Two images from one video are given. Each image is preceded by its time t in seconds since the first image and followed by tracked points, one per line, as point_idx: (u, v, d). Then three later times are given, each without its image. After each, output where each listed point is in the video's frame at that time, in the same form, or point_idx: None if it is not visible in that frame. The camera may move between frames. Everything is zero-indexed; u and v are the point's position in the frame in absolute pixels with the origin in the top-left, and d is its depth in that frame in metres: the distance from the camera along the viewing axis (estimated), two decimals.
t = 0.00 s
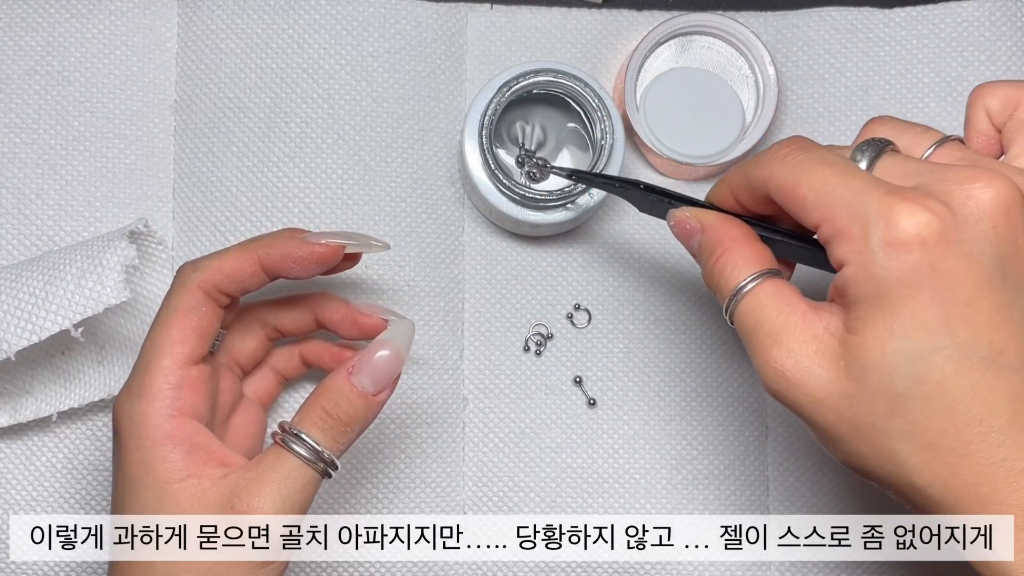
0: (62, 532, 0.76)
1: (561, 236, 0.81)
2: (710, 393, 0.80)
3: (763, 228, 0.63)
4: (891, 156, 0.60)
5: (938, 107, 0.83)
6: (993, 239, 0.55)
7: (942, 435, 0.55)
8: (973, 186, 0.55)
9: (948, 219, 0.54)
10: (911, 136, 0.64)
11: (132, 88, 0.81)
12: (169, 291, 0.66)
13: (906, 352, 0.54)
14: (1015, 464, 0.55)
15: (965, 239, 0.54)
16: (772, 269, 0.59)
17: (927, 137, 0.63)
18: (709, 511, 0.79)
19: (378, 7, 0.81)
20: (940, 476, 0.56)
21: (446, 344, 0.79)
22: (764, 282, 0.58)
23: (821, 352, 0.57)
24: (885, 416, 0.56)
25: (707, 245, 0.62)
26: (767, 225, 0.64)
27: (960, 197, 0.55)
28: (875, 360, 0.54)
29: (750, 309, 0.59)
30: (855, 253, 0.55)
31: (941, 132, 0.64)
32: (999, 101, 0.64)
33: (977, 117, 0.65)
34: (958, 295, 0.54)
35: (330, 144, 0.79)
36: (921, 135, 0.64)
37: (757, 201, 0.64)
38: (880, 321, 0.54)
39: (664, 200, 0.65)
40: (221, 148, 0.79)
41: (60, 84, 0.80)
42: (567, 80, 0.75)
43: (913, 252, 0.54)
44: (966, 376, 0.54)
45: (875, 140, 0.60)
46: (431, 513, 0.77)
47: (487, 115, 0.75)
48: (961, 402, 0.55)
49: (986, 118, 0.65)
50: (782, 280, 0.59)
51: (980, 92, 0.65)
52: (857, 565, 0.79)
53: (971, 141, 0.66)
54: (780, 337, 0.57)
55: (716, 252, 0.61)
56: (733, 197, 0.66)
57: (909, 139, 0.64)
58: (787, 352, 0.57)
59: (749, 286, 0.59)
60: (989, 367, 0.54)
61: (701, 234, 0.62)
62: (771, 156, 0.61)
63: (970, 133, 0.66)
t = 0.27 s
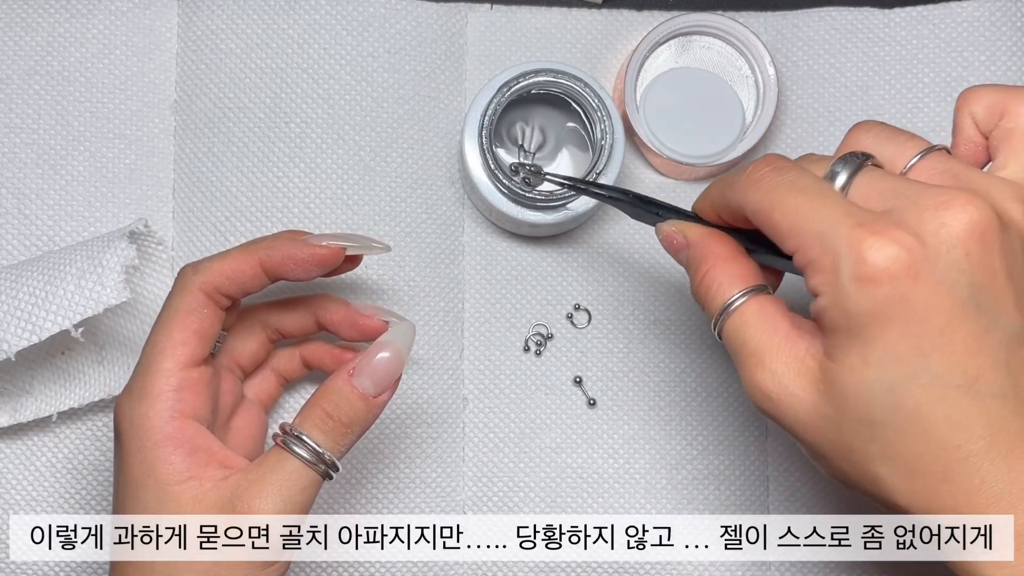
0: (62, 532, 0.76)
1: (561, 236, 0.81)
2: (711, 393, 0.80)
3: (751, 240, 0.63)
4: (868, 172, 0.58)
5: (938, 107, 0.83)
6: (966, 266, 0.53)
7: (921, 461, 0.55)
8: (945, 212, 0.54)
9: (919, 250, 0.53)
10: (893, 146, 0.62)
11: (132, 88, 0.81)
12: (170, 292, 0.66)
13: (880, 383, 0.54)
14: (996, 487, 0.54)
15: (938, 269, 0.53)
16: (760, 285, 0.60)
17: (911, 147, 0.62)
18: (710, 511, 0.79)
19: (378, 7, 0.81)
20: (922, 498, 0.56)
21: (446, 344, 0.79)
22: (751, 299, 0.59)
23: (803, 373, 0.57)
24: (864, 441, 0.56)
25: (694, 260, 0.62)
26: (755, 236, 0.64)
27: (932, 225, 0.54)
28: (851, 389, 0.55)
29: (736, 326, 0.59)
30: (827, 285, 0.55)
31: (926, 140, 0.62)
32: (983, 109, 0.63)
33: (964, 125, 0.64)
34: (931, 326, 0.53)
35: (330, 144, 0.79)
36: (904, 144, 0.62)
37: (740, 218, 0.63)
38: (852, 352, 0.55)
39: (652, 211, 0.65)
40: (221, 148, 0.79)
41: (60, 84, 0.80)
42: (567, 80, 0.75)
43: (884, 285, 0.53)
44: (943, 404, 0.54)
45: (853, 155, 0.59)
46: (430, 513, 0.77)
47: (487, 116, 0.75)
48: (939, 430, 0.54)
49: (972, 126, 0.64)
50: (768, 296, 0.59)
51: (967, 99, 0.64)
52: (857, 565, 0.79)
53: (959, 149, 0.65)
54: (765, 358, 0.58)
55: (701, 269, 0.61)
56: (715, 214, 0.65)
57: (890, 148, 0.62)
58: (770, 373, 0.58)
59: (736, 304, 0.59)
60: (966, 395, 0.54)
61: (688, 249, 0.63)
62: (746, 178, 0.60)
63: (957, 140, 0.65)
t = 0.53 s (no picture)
0: (62, 532, 0.76)
1: (560, 236, 0.81)
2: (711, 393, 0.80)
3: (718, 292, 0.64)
4: (798, 250, 0.54)
5: (938, 107, 0.83)
6: (887, 371, 0.51)
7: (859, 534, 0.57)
8: (866, 315, 0.51)
9: (834, 364, 0.51)
10: (830, 206, 0.57)
11: (132, 88, 0.81)
12: (171, 294, 0.66)
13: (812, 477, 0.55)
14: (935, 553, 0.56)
15: (854, 380, 0.51)
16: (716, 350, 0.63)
17: (854, 202, 0.56)
18: (710, 511, 0.79)
19: (378, 7, 0.81)
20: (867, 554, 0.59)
21: (446, 344, 0.79)
22: (703, 366, 0.63)
23: (752, 443, 0.60)
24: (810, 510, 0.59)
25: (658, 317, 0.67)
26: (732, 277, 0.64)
27: (845, 330, 0.51)
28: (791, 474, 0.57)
29: (693, 386, 0.64)
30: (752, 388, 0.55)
31: (869, 193, 0.56)
32: (920, 163, 0.57)
33: (903, 177, 0.58)
34: (851, 433, 0.52)
35: (331, 144, 0.79)
36: (841, 204, 0.56)
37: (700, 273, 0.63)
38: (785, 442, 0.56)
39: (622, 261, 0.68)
40: (221, 148, 0.79)
41: (60, 84, 0.80)
42: (567, 80, 0.75)
43: (798, 402, 0.52)
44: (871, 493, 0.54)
45: (781, 230, 0.55)
46: (431, 513, 0.77)
47: (487, 116, 0.75)
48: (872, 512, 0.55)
49: (915, 182, 0.58)
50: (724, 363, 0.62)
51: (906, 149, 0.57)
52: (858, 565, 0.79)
53: (903, 202, 0.59)
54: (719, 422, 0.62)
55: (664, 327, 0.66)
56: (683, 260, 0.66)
57: (828, 208, 0.57)
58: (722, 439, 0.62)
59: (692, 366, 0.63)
60: (893, 484, 0.54)
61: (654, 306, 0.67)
62: (681, 257, 0.58)
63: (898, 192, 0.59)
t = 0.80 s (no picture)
0: (62, 532, 0.76)
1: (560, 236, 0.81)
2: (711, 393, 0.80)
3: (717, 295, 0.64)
4: (798, 254, 0.54)
5: (938, 107, 0.83)
6: (881, 375, 0.51)
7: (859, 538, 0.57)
8: (863, 319, 0.51)
9: (831, 367, 0.51)
10: (830, 212, 0.56)
11: (132, 88, 0.81)
12: (171, 294, 0.66)
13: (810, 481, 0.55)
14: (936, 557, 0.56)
15: (852, 382, 0.51)
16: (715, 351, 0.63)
17: (858, 205, 0.56)
18: (710, 511, 0.79)
19: (378, 7, 0.81)
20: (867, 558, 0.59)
21: (446, 344, 0.79)
22: (700, 367, 0.63)
23: (750, 445, 0.60)
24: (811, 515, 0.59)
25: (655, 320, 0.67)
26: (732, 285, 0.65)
27: (842, 333, 0.52)
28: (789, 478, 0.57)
29: (690, 388, 0.64)
30: (749, 392, 0.55)
31: (870, 197, 0.56)
32: (921, 171, 0.57)
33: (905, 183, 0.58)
34: (849, 436, 0.52)
35: (331, 145, 0.79)
36: (843, 208, 0.56)
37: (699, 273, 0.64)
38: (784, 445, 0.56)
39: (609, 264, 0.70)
40: (221, 148, 0.79)
41: (60, 84, 0.80)
42: (567, 80, 0.75)
43: (795, 405, 0.52)
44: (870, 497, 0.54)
45: (781, 233, 0.55)
46: (431, 513, 0.77)
47: (487, 116, 0.75)
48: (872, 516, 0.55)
49: (918, 190, 0.58)
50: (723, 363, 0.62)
51: (909, 155, 0.57)
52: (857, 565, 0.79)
53: (906, 208, 0.59)
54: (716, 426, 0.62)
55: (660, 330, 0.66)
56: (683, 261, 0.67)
57: (828, 212, 0.57)
58: (720, 440, 0.62)
59: (689, 367, 0.63)
60: (892, 488, 0.54)
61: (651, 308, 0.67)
62: (678, 261, 0.58)
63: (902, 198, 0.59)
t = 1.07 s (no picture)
0: (62, 532, 0.76)
1: (560, 236, 0.81)
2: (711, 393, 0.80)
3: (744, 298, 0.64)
4: (858, 246, 0.54)
5: (938, 107, 0.83)
6: (949, 371, 0.51)
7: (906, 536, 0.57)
8: (932, 313, 0.50)
9: (899, 361, 0.50)
10: (887, 204, 0.57)
11: (132, 88, 0.81)
12: (171, 294, 0.66)
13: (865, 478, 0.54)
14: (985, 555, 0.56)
15: (918, 377, 0.51)
16: (751, 352, 0.62)
17: (913, 202, 0.57)
18: (709, 511, 0.79)
19: (378, 7, 0.81)
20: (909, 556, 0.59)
21: (446, 344, 0.79)
22: (739, 369, 0.61)
23: (791, 448, 0.59)
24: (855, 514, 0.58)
25: (684, 323, 0.64)
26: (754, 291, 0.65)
27: (910, 326, 0.51)
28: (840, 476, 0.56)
29: (727, 392, 0.62)
30: (808, 387, 0.53)
31: (925, 193, 0.57)
32: (979, 165, 0.58)
33: (961, 179, 0.60)
34: (913, 432, 0.52)
35: (331, 145, 0.79)
36: (898, 203, 0.57)
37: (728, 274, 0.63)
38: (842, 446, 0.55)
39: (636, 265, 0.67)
40: (221, 148, 0.79)
41: (60, 84, 0.80)
42: (567, 81, 0.75)
43: (862, 400, 0.51)
44: (924, 494, 0.54)
45: (841, 226, 0.55)
46: (431, 513, 0.77)
47: (487, 116, 0.75)
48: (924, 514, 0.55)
49: (974, 184, 0.59)
50: (760, 364, 0.61)
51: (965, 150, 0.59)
52: (857, 565, 0.79)
53: (959, 203, 0.61)
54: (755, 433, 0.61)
55: (691, 333, 0.64)
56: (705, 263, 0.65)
57: (887, 205, 0.57)
58: (758, 445, 0.60)
59: (726, 370, 0.62)
60: (948, 485, 0.54)
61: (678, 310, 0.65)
62: (736, 253, 0.58)
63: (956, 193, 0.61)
